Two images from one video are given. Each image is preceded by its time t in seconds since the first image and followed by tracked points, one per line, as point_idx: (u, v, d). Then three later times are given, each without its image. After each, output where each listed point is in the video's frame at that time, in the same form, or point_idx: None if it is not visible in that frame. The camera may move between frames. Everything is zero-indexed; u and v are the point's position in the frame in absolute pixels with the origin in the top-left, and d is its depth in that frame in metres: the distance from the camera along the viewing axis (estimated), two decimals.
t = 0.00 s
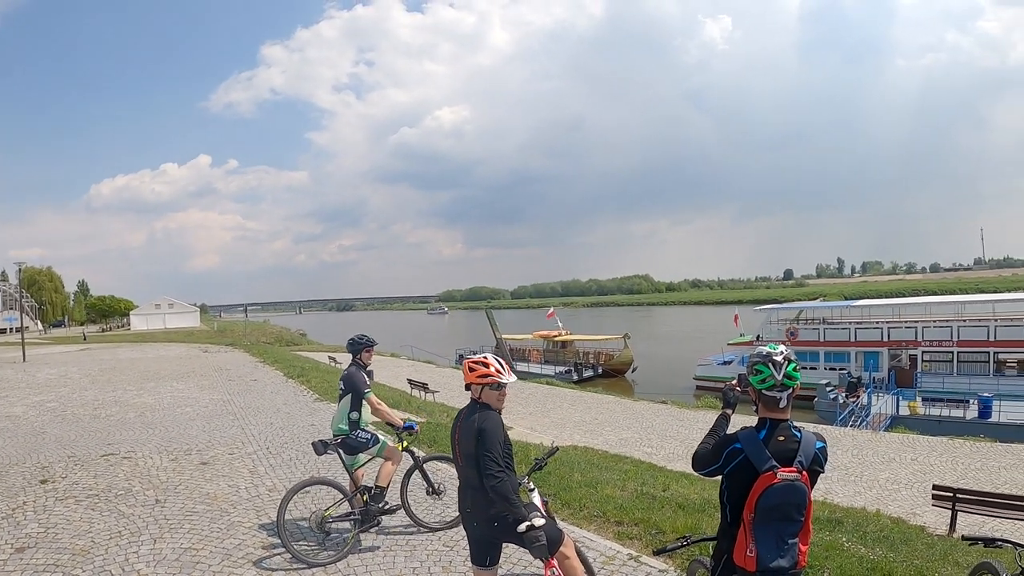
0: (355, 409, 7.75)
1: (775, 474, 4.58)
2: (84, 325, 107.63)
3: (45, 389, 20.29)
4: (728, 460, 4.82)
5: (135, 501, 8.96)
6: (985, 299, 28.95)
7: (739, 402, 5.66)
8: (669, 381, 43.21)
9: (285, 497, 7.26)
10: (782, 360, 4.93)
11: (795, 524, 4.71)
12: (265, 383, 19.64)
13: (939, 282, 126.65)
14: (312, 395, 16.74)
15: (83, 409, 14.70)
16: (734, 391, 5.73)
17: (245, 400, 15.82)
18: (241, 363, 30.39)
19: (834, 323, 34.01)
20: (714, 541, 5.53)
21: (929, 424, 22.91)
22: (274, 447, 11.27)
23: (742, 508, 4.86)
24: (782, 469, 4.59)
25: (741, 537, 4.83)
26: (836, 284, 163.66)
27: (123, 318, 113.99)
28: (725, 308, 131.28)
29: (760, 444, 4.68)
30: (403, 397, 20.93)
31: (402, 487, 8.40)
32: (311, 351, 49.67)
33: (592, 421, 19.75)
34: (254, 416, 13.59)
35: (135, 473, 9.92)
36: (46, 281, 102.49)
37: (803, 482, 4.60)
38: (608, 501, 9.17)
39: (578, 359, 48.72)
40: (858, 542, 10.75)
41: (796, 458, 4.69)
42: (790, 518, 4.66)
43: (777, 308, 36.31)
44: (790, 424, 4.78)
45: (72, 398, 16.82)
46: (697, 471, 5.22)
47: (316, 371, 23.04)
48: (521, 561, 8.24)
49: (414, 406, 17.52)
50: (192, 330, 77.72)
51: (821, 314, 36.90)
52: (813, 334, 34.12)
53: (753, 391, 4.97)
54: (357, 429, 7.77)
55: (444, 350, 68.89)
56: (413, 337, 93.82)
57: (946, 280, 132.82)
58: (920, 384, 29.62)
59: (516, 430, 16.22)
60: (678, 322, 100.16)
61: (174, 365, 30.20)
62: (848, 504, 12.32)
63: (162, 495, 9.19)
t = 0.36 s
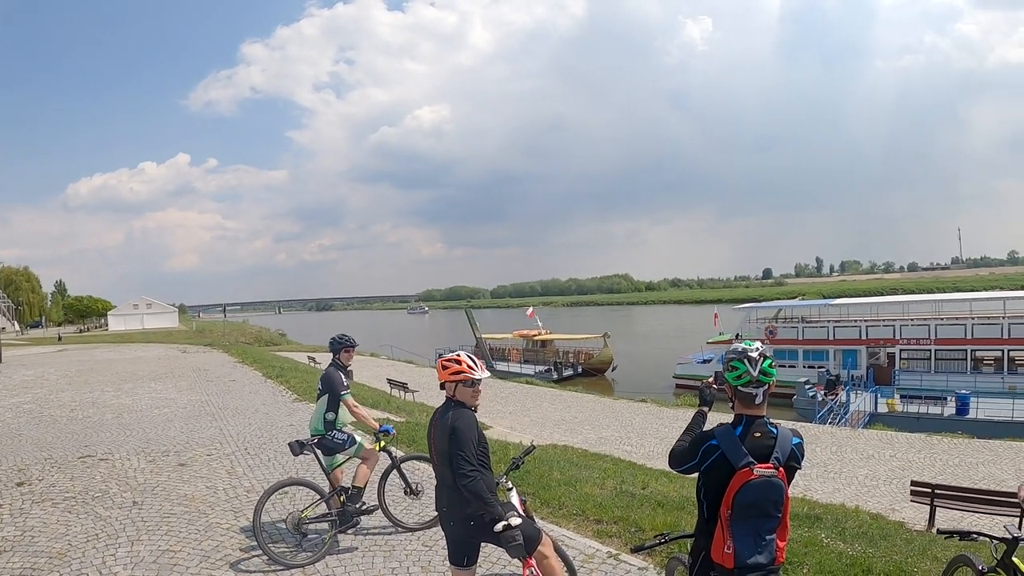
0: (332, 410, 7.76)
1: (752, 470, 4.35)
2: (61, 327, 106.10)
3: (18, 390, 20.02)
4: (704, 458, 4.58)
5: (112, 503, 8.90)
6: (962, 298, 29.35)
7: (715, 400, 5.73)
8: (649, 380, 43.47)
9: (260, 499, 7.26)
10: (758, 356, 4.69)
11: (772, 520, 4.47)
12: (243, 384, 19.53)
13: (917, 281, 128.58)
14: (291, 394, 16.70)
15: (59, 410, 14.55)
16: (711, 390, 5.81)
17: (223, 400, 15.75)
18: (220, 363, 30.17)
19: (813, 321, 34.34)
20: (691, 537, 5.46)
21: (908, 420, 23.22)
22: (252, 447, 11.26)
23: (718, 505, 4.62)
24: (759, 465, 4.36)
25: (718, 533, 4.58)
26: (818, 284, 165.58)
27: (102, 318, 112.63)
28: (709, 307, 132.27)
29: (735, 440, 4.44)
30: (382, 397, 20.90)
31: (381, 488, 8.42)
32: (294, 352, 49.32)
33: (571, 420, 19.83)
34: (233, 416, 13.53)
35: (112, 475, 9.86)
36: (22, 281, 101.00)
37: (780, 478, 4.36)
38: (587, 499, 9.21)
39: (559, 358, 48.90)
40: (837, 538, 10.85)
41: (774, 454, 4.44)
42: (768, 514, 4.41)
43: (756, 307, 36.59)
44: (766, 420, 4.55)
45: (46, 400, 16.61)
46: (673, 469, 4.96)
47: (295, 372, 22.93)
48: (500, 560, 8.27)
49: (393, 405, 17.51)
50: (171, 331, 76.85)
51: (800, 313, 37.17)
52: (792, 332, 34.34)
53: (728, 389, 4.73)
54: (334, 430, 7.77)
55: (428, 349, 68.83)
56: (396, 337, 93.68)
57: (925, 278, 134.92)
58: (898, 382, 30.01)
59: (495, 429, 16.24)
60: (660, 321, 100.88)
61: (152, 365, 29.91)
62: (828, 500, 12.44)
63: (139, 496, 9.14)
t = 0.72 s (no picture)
0: (311, 409, 7.73)
1: (718, 466, 4.22)
2: (37, 327, 104.40)
3: None
4: (669, 455, 4.45)
5: (87, 503, 8.81)
6: (938, 297, 29.78)
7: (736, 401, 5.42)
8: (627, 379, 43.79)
9: (239, 499, 7.21)
10: (708, 351, 4.61)
11: (744, 517, 4.32)
12: (219, 383, 19.38)
13: (895, 279, 130.51)
14: (267, 393, 16.62)
15: (31, 410, 14.35)
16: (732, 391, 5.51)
17: (199, 399, 15.62)
18: (196, 362, 29.90)
19: (790, 319, 34.63)
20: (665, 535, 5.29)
21: (883, 418, 23.60)
22: (228, 446, 11.22)
23: (688, 503, 4.48)
24: (724, 461, 4.23)
25: (689, 531, 4.43)
26: (799, 283, 167.45)
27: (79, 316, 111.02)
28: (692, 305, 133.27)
29: (701, 437, 4.32)
30: (360, 395, 20.88)
31: (359, 487, 8.41)
32: (275, 352, 48.95)
33: (550, 419, 19.89)
34: (209, 416, 13.44)
35: (87, 475, 9.77)
36: None
37: (747, 472, 4.23)
38: (564, 497, 9.26)
39: (537, 357, 49.04)
40: (814, 534, 10.93)
41: (739, 448, 4.31)
42: (738, 509, 4.27)
43: (734, 305, 36.83)
44: (730, 414, 4.42)
45: (17, 400, 16.36)
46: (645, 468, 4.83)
47: (273, 371, 22.80)
48: (477, 559, 8.28)
49: (371, 404, 17.47)
50: (148, 330, 75.81)
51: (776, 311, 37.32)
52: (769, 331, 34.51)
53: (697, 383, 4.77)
54: (313, 429, 7.74)
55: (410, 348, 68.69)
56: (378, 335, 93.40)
57: (903, 277, 137.05)
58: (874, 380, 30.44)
59: (473, 428, 16.25)
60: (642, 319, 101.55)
61: (127, 365, 29.53)
62: (804, 497, 12.59)
63: (114, 496, 9.06)
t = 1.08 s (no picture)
0: (284, 406, 7.70)
1: (652, 455, 4.34)
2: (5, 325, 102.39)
3: None
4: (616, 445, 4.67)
5: (57, 504, 8.71)
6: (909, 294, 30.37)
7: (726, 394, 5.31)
8: (600, 377, 44.18)
9: (210, 498, 7.19)
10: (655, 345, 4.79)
11: (687, 512, 4.27)
12: (191, 381, 19.23)
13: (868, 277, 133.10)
14: (240, 392, 16.52)
15: None
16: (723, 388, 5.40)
17: (170, 398, 15.49)
18: (168, 360, 29.56)
19: (762, 316, 35.04)
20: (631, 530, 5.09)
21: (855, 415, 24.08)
22: (201, 445, 11.17)
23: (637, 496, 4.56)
24: (660, 450, 4.34)
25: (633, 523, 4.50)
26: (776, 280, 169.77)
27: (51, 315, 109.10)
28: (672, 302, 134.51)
29: (644, 426, 4.49)
30: (333, 393, 20.84)
31: (333, 484, 8.38)
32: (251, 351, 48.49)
33: (523, 416, 20.00)
34: (180, 414, 13.35)
35: (57, 475, 9.66)
36: None
37: (681, 463, 4.23)
38: (537, 493, 9.33)
39: (510, 354, 49.11)
40: (786, 528, 10.96)
41: (679, 441, 4.38)
42: (675, 502, 4.24)
43: (707, 303, 37.10)
44: (676, 407, 4.51)
45: None
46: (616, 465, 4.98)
47: (246, 368, 22.64)
48: (451, 556, 8.26)
49: (343, 402, 17.45)
50: (119, 328, 74.68)
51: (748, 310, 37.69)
52: (741, 328, 34.92)
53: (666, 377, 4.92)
54: (286, 426, 7.71)
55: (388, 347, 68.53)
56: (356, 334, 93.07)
57: (879, 275, 139.41)
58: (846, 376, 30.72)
59: (446, 425, 16.29)
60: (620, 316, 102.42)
61: (96, 363, 29.08)
62: (777, 492, 12.77)
63: (85, 497, 8.98)
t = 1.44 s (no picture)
0: (250, 406, 7.68)
1: (600, 444, 4.50)
2: None
3: None
4: (579, 436, 4.85)
5: (20, 509, 8.59)
6: (874, 292, 30.94)
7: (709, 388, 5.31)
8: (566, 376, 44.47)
9: (176, 501, 7.13)
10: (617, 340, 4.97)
11: (629, 502, 4.31)
12: (156, 382, 19.04)
13: (838, 276, 135.80)
14: (206, 393, 16.41)
15: None
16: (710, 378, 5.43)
17: (135, 400, 15.31)
18: (133, 362, 29.13)
19: (728, 314, 35.48)
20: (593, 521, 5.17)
21: (821, 411, 24.69)
22: (167, 448, 11.09)
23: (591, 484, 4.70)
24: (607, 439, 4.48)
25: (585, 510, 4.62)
26: (750, 279, 172.33)
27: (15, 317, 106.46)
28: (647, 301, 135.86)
29: (600, 416, 4.68)
30: (300, 393, 20.77)
31: (301, 484, 8.34)
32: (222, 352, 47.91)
33: (491, 415, 20.12)
34: (146, 416, 13.23)
35: (20, 480, 9.52)
36: None
37: (622, 451, 4.32)
38: (505, 492, 9.42)
39: (477, 353, 49.31)
40: (754, 522, 11.01)
41: (626, 431, 4.46)
42: (617, 490, 4.31)
43: (672, 301, 37.25)
44: (632, 398, 4.64)
45: None
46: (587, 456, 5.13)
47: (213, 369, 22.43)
48: (420, 555, 8.24)
49: (310, 403, 17.42)
50: (83, 329, 73.21)
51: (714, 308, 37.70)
52: (708, 326, 35.32)
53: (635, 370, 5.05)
54: (252, 426, 7.68)
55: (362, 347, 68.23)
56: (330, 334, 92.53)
57: (849, 274, 142.13)
58: (811, 373, 31.46)
59: (414, 424, 16.34)
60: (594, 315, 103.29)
61: (58, 366, 28.52)
62: (744, 487, 13.00)
63: (50, 501, 8.86)
